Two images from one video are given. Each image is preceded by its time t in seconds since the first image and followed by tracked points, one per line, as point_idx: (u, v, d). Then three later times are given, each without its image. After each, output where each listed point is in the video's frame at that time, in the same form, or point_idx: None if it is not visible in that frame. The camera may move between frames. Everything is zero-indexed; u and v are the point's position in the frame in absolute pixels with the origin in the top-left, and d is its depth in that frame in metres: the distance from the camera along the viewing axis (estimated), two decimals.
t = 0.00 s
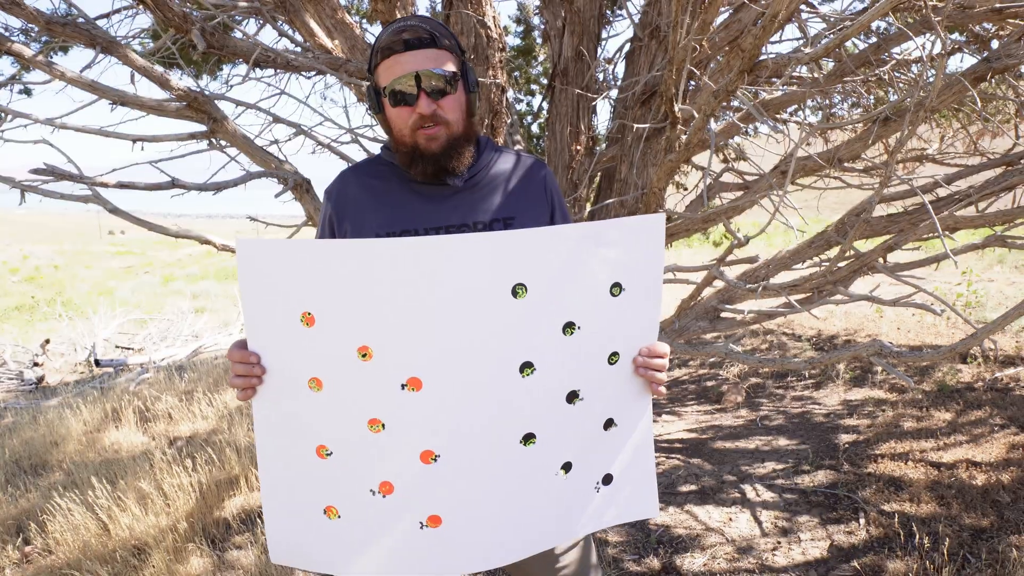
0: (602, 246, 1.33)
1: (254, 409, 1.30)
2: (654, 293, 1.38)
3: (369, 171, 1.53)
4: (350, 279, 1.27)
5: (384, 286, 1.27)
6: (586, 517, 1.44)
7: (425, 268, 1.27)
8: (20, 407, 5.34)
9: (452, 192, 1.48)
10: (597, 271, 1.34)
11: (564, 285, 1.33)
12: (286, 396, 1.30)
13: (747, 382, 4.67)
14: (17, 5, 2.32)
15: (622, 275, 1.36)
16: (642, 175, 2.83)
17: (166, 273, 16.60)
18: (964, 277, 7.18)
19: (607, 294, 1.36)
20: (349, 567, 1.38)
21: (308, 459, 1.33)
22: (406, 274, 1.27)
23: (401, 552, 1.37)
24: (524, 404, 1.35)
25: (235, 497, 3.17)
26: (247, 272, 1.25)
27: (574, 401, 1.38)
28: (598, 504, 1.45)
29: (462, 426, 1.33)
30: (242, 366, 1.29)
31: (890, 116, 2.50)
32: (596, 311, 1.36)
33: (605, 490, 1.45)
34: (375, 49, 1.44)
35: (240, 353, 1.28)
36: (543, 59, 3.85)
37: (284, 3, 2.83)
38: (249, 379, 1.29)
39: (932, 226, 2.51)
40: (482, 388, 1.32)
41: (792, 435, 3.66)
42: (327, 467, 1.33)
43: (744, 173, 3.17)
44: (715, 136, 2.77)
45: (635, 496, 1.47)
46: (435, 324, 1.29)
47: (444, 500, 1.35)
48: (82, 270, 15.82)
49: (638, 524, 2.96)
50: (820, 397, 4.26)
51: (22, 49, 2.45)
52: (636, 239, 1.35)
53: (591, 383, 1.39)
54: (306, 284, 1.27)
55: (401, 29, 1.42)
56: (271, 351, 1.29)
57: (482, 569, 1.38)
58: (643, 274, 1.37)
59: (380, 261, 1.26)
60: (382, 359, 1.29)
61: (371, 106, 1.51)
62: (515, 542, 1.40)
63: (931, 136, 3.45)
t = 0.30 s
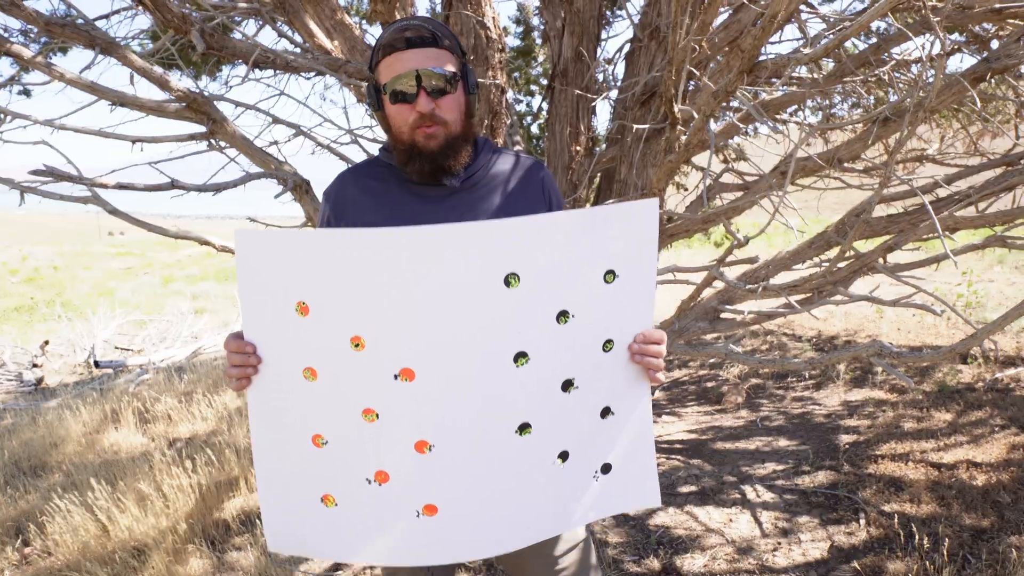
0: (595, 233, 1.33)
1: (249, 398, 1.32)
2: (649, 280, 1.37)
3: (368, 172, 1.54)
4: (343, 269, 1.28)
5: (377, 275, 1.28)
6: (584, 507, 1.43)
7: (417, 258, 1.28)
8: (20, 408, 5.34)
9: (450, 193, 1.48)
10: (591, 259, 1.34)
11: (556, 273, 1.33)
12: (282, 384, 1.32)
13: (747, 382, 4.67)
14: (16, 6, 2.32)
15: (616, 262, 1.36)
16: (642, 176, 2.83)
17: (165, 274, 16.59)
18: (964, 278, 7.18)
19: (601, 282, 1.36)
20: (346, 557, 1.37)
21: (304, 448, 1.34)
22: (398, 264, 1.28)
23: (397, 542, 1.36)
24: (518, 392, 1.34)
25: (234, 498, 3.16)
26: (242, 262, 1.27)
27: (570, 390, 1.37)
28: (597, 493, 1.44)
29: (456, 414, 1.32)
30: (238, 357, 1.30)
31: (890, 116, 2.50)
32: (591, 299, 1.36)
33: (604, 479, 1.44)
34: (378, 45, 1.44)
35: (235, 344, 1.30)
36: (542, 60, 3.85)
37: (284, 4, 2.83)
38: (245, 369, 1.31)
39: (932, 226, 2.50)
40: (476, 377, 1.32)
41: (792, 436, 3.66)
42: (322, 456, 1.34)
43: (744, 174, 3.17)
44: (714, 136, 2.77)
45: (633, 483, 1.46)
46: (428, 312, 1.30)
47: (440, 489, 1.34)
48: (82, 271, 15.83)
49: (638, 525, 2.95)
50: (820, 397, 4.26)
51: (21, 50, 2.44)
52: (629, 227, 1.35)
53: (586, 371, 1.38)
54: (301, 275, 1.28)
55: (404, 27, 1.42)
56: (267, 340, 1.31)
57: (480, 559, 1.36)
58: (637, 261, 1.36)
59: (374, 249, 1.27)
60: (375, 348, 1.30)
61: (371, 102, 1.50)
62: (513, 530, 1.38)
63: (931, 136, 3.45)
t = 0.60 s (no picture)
0: (594, 190, 1.31)
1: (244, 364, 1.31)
2: (652, 237, 1.34)
3: (367, 175, 1.53)
4: (342, 228, 1.29)
5: (376, 233, 1.29)
6: (587, 467, 1.41)
7: (414, 216, 1.28)
8: (22, 408, 5.35)
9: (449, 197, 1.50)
10: (590, 215, 1.32)
11: (554, 230, 1.32)
12: (282, 344, 1.32)
13: (747, 382, 4.68)
14: (20, 8, 2.33)
15: (617, 220, 1.33)
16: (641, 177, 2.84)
17: (166, 274, 16.61)
18: (964, 279, 7.20)
19: (601, 240, 1.33)
20: (351, 511, 1.38)
21: (306, 406, 1.35)
22: (396, 222, 1.28)
23: (401, 496, 1.37)
24: (517, 348, 1.34)
25: (236, 497, 3.17)
26: (238, 225, 1.26)
27: (570, 348, 1.35)
28: (601, 455, 1.41)
29: (455, 370, 1.33)
30: (232, 322, 1.29)
31: (889, 117, 2.51)
32: (591, 257, 1.33)
33: (609, 443, 1.41)
34: (383, 42, 1.44)
35: (228, 309, 1.29)
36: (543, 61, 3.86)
37: (285, 5, 2.84)
38: (239, 335, 1.30)
39: (931, 227, 2.51)
40: (475, 332, 1.33)
41: (792, 436, 3.67)
42: (325, 413, 1.35)
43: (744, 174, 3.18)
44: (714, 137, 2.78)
45: (640, 448, 1.41)
46: (426, 269, 1.30)
47: (441, 444, 1.35)
48: (83, 271, 15.86)
49: (638, 524, 2.96)
50: (820, 397, 4.27)
51: (24, 51, 2.45)
52: (628, 183, 1.32)
53: (588, 331, 1.35)
54: (300, 237, 1.29)
55: (411, 26, 1.42)
56: (266, 302, 1.30)
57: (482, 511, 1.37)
58: (638, 218, 1.33)
59: (372, 209, 1.28)
60: (374, 304, 1.31)
61: (371, 93, 1.51)
62: (515, 486, 1.39)
63: (931, 137, 3.46)
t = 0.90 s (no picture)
0: (596, 239, 1.28)
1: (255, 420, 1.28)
2: (654, 285, 1.30)
3: (367, 178, 1.52)
4: (345, 287, 1.25)
5: (378, 291, 1.25)
6: (594, 521, 1.38)
7: (418, 274, 1.25)
8: (23, 407, 5.36)
9: (449, 200, 1.47)
10: (592, 265, 1.29)
11: (557, 282, 1.29)
12: (286, 404, 1.28)
13: (748, 382, 4.69)
14: (21, 7, 2.33)
15: (618, 269, 1.29)
16: (643, 177, 2.85)
17: (167, 274, 16.63)
18: (965, 279, 7.19)
19: (604, 291, 1.30)
20: (362, 570, 1.36)
21: (313, 466, 1.32)
22: (399, 280, 1.25)
23: (410, 555, 1.35)
24: (522, 403, 1.31)
25: (237, 497, 3.18)
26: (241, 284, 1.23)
27: (574, 401, 1.33)
28: (607, 506, 1.38)
29: (460, 428, 1.30)
30: (241, 378, 1.27)
31: (891, 117, 2.51)
32: (594, 307, 1.30)
33: (614, 492, 1.39)
34: (392, 42, 1.45)
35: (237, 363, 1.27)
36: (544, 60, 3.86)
37: (286, 5, 2.83)
38: (248, 391, 1.27)
39: (933, 227, 2.51)
40: (480, 389, 1.29)
41: (793, 436, 3.66)
42: (331, 473, 1.32)
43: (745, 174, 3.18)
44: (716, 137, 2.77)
45: (646, 496, 1.39)
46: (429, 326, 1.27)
47: (448, 502, 1.33)
48: (84, 271, 15.88)
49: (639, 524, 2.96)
50: (821, 397, 4.27)
51: (25, 52, 2.45)
52: (631, 231, 1.28)
53: (592, 383, 1.33)
54: (301, 296, 1.25)
55: (423, 30, 1.43)
56: (272, 361, 1.27)
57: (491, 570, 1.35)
58: (640, 266, 1.29)
59: (375, 265, 1.24)
60: (377, 364, 1.27)
61: (376, 93, 1.51)
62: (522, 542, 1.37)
63: (932, 137, 3.46)
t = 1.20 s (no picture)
0: (602, 262, 1.34)
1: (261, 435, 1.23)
2: (653, 310, 1.38)
3: (368, 177, 1.51)
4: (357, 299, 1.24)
5: (392, 304, 1.26)
6: (592, 540, 1.40)
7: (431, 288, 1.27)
8: (24, 407, 5.37)
9: (450, 201, 1.47)
10: (599, 287, 1.35)
11: (564, 301, 1.33)
12: (291, 418, 1.25)
13: (748, 382, 4.69)
14: (22, 8, 2.33)
15: (621, 292, 1.36)
16: (643, 177, 2.85)
17: (167, 274, 16.63)
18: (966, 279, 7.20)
19: (607, 311, 1.36)
20: None
21: (314, 483, 1.27)
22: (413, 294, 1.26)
23: None
24: (528, 419, 1.34)
25: (237, 497, 3.18)
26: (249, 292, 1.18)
27: (578, 419, 1.37)
28: (604, 526, 1.41)
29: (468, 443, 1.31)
30: (251, 396, 1.22)
31: (892, 116, 2.50)
32: (598, 328, 1.36)
33: (610, 511, 1.41)
34: (402, 41, 1.44)
35: (246, 382, 1.22)
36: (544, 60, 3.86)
37: (287, 5, 2.83)
38: (256, 408, 1.23)
39: (933, 227, 2.51)
40: (489, 403, 1.32)
41: (794, 435, 3.66)
42: (334, 490, 1.28)
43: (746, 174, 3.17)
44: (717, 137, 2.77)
45: (640, 516, 1.43)
46: (440, 340, 1.29)
47: (451, 520, 1.33)
48: (84, 271, 15.89)
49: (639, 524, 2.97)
50: (821, 397, 4.27)
51: (26, 51, 2.45)
52: (633, 256, 1.36)
53: (594, 402, 1.37)
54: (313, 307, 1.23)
55: (434, 31, 1.44)
56: (278, 371, 1.23)
57: None
58: (642, 291, 1.37)
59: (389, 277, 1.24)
60: (388, 377, 1.27)
61: (381, 90, 1.50)
62: (521, 561, 1.37)
63: (933, 137, 3.46)
